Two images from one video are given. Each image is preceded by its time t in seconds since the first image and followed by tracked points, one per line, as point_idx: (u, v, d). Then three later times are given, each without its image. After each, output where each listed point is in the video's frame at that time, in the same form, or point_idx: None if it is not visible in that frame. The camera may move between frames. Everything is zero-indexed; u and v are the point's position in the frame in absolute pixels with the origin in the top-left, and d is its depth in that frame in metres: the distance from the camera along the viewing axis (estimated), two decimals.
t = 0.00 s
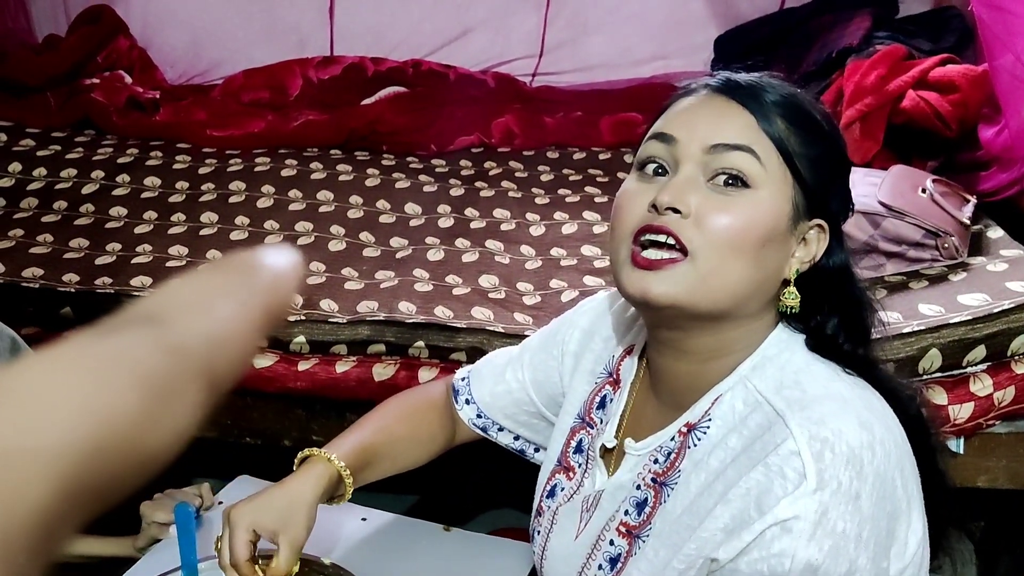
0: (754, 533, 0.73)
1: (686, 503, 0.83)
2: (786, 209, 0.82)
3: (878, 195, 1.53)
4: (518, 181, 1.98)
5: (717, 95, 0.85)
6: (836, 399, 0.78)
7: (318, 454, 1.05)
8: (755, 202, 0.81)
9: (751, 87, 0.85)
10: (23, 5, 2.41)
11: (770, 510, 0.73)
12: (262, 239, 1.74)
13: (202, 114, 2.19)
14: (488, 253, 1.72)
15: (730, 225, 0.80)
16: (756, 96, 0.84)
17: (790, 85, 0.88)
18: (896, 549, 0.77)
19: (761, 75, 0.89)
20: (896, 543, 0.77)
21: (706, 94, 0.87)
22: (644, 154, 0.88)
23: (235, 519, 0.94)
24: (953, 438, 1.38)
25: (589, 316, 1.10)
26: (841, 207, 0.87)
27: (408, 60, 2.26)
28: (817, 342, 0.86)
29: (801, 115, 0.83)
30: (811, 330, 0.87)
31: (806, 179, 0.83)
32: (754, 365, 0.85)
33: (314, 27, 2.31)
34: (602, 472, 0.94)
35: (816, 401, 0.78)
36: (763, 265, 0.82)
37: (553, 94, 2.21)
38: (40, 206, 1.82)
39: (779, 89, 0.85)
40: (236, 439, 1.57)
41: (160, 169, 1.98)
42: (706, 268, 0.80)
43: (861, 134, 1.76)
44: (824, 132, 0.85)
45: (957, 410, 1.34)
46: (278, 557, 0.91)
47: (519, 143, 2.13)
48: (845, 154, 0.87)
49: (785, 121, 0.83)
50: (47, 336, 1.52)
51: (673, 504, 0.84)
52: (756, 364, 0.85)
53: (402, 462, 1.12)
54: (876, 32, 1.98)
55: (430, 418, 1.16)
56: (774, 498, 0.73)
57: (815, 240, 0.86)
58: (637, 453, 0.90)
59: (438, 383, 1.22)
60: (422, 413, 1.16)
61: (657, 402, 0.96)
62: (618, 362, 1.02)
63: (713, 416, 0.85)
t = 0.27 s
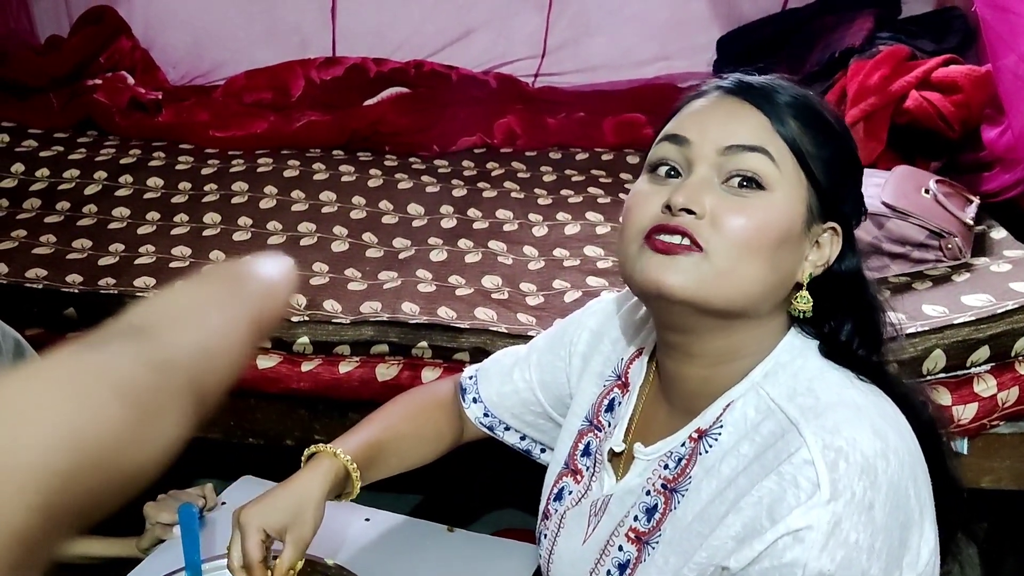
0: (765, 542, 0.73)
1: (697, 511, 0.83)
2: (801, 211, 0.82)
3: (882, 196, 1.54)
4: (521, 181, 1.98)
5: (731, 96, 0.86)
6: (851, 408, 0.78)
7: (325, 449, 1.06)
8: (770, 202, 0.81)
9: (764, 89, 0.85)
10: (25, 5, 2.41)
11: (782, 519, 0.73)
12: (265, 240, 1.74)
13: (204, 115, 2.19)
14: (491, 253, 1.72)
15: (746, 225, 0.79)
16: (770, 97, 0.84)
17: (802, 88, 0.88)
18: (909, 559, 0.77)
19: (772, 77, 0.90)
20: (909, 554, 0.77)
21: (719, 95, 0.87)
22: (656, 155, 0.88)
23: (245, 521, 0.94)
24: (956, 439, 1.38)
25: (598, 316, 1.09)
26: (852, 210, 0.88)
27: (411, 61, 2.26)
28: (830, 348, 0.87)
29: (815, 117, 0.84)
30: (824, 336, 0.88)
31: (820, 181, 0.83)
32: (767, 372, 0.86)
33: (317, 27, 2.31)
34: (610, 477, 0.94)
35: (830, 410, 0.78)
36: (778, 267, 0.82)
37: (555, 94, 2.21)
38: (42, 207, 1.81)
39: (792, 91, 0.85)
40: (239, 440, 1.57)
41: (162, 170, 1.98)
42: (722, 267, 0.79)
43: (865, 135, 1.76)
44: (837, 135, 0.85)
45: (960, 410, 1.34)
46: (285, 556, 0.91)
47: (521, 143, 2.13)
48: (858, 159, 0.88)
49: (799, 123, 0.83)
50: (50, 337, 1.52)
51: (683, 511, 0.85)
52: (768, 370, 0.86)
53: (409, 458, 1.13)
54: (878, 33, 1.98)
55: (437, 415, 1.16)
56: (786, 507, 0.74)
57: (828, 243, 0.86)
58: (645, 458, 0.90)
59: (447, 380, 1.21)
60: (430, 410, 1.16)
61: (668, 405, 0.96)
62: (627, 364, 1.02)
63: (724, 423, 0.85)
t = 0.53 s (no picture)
0: (781, 545, 0.74)
1: (711, 515, 0.84)
2: (822, 216, 0.83)
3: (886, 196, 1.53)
4: (524, 181, 1.98)
5: (755, 99, 0.87)
6: (869, 411, 0.79)
7: (330, 443, 1.07)
8: (790, 207, 0.82)
9: (788, 92, 0.86)
10: (28, 4, 2.41)
11: (797, 522, 0.74)
12: (269, 239, 1.74)
13: (208, 115, 2.19)
14: (495, 253, 1.72)
15: (767, 230, 0.81)
16: (793, 101, 0.85)
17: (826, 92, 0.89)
18: (925, 564, 0.77)
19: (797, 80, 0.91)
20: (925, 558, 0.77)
21: (743, 97, 0.89)
22: (675, 157, 0.90)
23: (248, 513, 0.95)
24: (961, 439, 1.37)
25: (608, 318, 1.10)
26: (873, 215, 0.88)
27: (414, 61, 2.26)
28: (847, 353, 0.87)
29: (838, 122, 0.85)
30: (843, 341, 0.88)
31: (841, 187, 0.84)
32: (783, 376, 0.87)
33: (320, 27, 2.31)
34: (621, 480, 0.95)
35: (848, 413, 0.79)
36: (797, 271, 0.83)
37: (558, 94, 2.22)
38: (46, 206, 1.81)
39: (816, 96, 0.87)
40: (243, 439, 1.56)
41: (166, 169, 1.98)
42: (741, 270, 0.81)
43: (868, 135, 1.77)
44: (860, 141, 0.86)
45: (965, 410, 1.34)
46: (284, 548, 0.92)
47: (524, 142, 2.13)
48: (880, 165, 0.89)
49: (822, 128, 0.84)
50: (54, 336, 1.52)
51: (697, 515, 0.85)
52: (785, 375, 0.87)
53: (415, 454, 1.14)
54: (882, 32, 1.98)
55: (444, 412, 1.17)
56: (803, 510, 0.74)
57: (847, 248, 0.87)
58: (659, 460, 0.91)
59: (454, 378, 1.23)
60: (437, 406, 1.17)
61: (681, 411, 0.97)
62: (637, 367, 1.03)
63: (740, 427, 0.86)
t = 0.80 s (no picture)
0: (798, 551, 0.74)
1: (729, 518, 0.84)
2: (843, 215, 0.83)
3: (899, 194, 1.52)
4: (534, 178, 1.98)
5: (780, 95, 0.87)
6: (889, 417, 0.79)
7: (349, 438, 1.10)
8: (809, 205, 0.82)
9: (814, 89, 0.86)
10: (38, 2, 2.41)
11: (815, 529, 0.74)
12: (280, 236, 1.74)
13: (217, 111, 2.18)
14: (505, 250, 1.72)
15: (780, 226, 0.80)
16: (819, 98, 0.85)
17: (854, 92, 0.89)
18: (944, 573, 0.77)
19: (825, 78, 0.90)
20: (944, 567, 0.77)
21: (768, 93, 0.88)
22: (696, 152, 0.90)
23: (269, 510, 0.98)
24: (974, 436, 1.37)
25: (627, 316, 1.12)
26: (898, 220, 0.87)
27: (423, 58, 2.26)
28: (868, 359, 0.87)
29: (863, 122, 0.84)
30: (864, 346, 0.87)
31: (864, 188, 0.83)
32: (803, 378, 0.86)
33: (329, 24, 2.31)
34: (638, 480, 0.95)
35: (869, 419, 0.79)
36: (815, 270, 0.82)
37: (568, 91, 2.21)
38: (56, 203, 1.82)
39: (843, 95, 0.86)
40: (254, 436, 1.57)
41: (176, 166, 1.98)
42: (755, 266, 0.80)
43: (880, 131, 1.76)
44: (886, 142, 0.85)
45: (979, 408, 1.34)
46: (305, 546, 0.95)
47: (533, 140, 2.12)
48: (908, 168, 0.88)
49: (847, 127, 0.84)
50: (66, 333, 1.52)
51: (715, 518, 0.85)
52: (805, 376, 0.86)
53: (433, 447, 1.17)
54: (894, 29, 1.97)
55: (461, 404, 1.20)
56: (820, 516, 0.74)
57: (869, 251, 0.86)
58: (677, 462, 0.91)
59: (471, 371, 1.25)
60: (454, 399, 1.19)
61: (698, 409, 0.97)
62: (657, 365, 1.05)
63: (759, 430, 0.86)
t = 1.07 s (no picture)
0: (837, 548, 0.73)
1: (764, 512, 0.84)
2: (866, 204, 0.80)
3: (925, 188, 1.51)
4: (553, 172, 1.97)
5: (811, 84, 0.85)
6: (930, 411, 0.78)
7: (382, 427, 1.11)
8: (828, 192, 0.79)
9: (846, 78, 0.84)
10: None
11: (854, 524, 0.73)
12: (300, 231, 1.74)
13: (234, 105, 2.17)
14: (526, 244, 1.71)
15: (798, 211, 0.79)
16: (849, 87, 0.83)
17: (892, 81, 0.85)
18: (985, 569, 0.76)
19: (863, 67, 0.87)
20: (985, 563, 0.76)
21: (803, 81, 0.87)
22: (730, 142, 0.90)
23: (309, 501, 0.98)
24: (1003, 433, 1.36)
25: (661, 308, 1.13)
26: (937, 211, 0.83)
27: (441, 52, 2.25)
28: (905, 355, 0.84)
29: (895, 110, 0.81)
30: (903, 344, 0.85)
31: (895, 177, 0.80)
32: (840, 371, 0.85)
33: (346, 18, 2.30)
34: (672, 473, 0.95)
35: (908, 412, 0.78)
36: (836, 260, 0.80)
37: (587, 84, 2.21)
38: (77, 197, 1.81)
39: (877, 84, 0.83)
40: (277, 430, 1.56)
41: (195, 160, 1.98)
42: (769, 253, 0.79)
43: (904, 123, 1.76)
44: (921, 130, 0.81)
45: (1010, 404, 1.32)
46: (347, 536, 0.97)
47: (551, 134, 2.11)
48: (951, 158, 0.83)
49: (877, 115, 0.81)
50: (89, 326, 1.52)
51: (750, 512, 0.85)
52: (842, 369, 0.85)
53: (465, 435, 1.18)
54: (918, 21, 1.95)
55: (493, 395, 1.21)
56: (859, 511, 0.73)
57: (904, 241, 0.83)
58: (710, 454, 0.91)
59: (501, 363, 1.27)
60: (486, 390, 1.21)
61: (735, 401, 0.97)
62: (693, 355, 1.05)
63: (795, 423, 0.85)
